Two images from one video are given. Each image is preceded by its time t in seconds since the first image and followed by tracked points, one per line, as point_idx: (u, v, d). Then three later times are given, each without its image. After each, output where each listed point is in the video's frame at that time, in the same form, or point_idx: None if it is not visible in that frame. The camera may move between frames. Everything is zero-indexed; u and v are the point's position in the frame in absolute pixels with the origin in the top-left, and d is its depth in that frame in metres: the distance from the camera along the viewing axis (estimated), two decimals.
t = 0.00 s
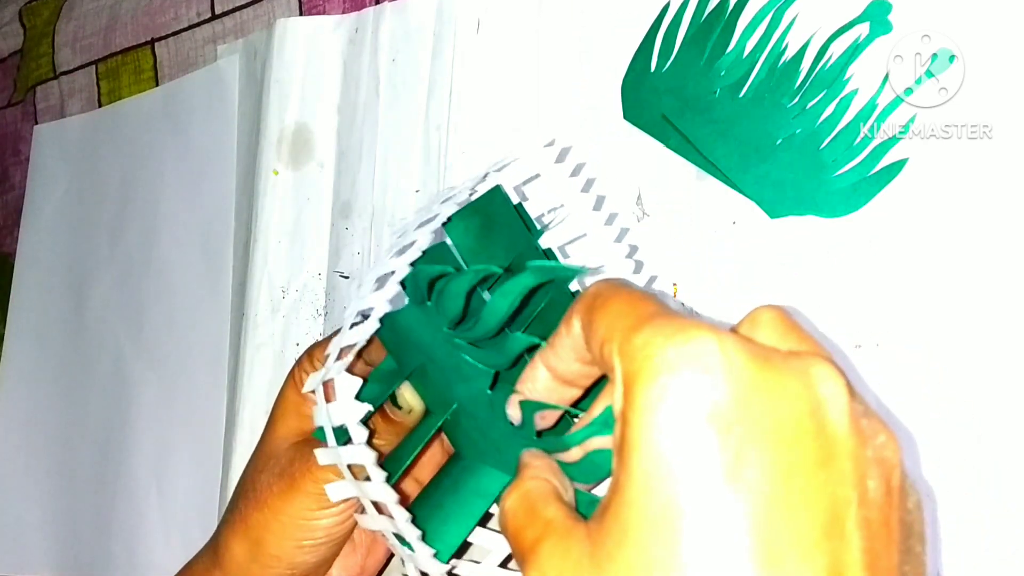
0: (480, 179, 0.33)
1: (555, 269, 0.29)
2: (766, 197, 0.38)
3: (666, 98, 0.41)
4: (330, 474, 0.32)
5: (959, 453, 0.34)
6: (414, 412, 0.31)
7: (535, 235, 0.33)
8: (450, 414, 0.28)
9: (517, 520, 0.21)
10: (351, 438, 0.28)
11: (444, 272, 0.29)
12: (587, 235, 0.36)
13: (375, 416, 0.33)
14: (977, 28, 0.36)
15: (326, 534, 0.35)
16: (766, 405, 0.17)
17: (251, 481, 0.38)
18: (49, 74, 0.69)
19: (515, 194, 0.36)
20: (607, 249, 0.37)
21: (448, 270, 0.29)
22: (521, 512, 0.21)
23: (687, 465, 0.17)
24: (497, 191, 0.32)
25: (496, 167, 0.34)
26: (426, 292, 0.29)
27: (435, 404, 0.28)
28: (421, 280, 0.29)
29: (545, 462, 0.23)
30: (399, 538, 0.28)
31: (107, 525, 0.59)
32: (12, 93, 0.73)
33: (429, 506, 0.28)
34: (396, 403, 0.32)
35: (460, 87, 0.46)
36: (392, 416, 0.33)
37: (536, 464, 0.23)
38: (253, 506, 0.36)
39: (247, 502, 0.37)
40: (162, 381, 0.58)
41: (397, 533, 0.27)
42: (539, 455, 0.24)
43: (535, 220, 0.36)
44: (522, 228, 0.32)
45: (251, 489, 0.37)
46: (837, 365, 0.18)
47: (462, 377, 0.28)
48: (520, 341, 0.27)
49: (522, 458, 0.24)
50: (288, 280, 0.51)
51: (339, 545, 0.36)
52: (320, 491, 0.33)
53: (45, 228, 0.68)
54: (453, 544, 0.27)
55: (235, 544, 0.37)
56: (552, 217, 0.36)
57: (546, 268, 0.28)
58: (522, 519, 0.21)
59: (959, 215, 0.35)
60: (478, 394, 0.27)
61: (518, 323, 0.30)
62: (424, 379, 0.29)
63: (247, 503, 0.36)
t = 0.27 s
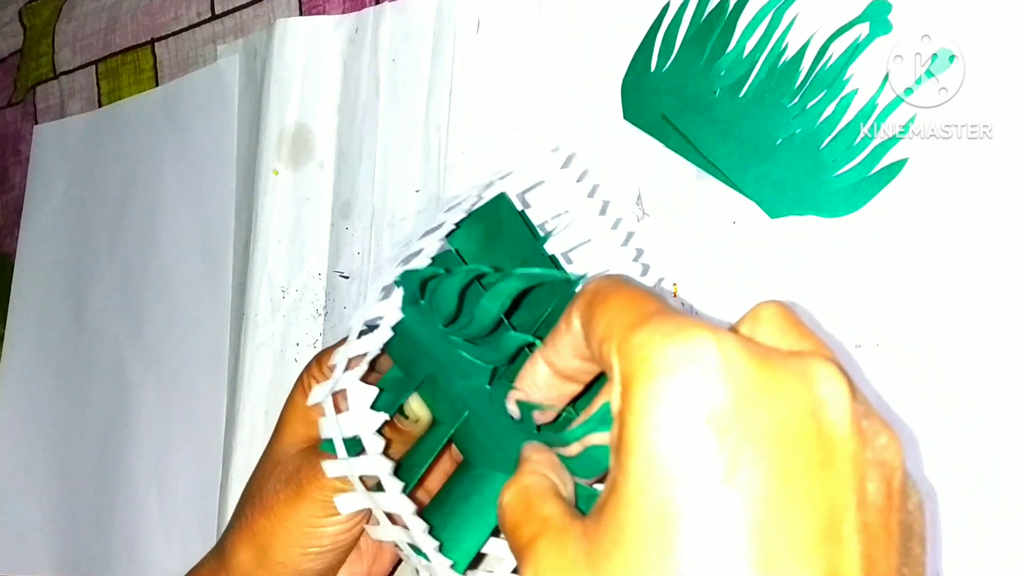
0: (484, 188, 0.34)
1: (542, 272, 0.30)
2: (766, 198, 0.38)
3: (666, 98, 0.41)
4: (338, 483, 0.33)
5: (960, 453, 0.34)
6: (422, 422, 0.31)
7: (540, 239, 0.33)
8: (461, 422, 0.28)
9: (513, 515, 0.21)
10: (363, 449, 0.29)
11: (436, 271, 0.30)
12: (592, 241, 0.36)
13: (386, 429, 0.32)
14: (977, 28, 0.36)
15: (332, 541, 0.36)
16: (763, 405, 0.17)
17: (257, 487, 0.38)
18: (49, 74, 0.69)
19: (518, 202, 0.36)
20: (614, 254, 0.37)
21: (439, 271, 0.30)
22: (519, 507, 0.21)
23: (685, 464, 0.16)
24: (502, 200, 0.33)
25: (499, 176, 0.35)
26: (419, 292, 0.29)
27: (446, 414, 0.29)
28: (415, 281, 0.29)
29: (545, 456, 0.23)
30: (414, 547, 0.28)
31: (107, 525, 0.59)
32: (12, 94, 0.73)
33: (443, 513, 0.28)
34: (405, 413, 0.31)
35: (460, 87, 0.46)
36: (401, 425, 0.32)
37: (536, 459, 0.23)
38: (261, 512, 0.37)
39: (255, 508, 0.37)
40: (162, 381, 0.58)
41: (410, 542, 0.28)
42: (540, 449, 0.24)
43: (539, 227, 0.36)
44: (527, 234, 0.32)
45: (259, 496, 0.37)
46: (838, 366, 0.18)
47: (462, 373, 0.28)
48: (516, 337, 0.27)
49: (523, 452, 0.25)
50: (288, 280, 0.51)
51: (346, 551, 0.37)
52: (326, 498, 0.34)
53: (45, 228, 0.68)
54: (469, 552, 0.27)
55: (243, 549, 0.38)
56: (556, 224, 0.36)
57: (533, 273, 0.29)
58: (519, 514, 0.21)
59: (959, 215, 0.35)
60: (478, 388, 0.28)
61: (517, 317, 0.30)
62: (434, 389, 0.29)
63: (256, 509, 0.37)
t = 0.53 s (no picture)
0: (482, 190, 0.34)
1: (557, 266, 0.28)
2: (766, 198, 0.38)
3: (666, 98, 0.41)
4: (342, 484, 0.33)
5: (960, 453, 0.34)
6: (425, 423, 0.31)
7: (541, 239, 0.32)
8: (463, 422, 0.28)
9: (518, 519, 0.21)
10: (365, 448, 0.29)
11: (444, 273, 0.29)
12: (593, 240, 0.36)
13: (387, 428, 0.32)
14: (977, 28, 0.36)
15: (336, 544, 0.36)
16: (763, 408, 0.17)
17: (262, 491, 0.39)
18: (49, 74, 0.69)
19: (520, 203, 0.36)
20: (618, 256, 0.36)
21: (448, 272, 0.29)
22: (524, 511, 0.21)
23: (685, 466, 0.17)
24: (502, 199, 0.32)
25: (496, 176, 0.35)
26: (426, 295, 0.29)
27: (447, 414, 0.29)
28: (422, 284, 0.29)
29: (551, 460, 0.23)
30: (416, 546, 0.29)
31: (107, 525, 0.59)
32: (12, 94, 0.73)
33: (447, 514, 0.28)
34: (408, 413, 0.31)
35: (460, 87, 0.46)
36: (403, 426, 0.32)
37: (542, 463, 0.23)
38: (266, 516, 0.37)
39: (260, 512, 0.38)
40: (162, 381, 0.58)
41: (414, 541, 0.28)
42: (545, 453, 0.24)
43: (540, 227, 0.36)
44: (528, 234, 0.32)
45: (264, 499, 0.38)
46: (842, 370, 0.18)
47: (467, 378, 0.28)
48: (524, 339, 0.27)
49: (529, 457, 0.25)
50: (288, 280, 0.51)
51: (350, 557, 0.38)
52: (330, 501, 0.34)
53: (45, 228, 0.68)
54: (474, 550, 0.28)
55: (248, 553, 0.39)
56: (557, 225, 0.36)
57: (548, 263, 0.28)
58: (524, 518, 0.21)
59: (959, 216, 0.35)
60: (485, 394, 0.28)
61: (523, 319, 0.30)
62: (436, 387, 0.29)
63: (261, 512, 0.38)
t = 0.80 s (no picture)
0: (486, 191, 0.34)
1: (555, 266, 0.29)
2: (766, 198, 0.38)
3: (666, 98, 0.41)
4: (343, 485, 0.33)
5: (960, 453, 0.34)
6: (427, 424, 0.31)
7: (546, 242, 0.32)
8: (463, 425, 0.28)
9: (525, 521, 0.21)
10: (365, 448, 0.28)
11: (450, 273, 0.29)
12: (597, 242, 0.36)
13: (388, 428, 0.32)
14: (978, 28, 0.36)
15: (338, 546, 0.36)
16: (761, 406, 0.17)
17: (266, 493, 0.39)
18: (49, 74, 0.69)
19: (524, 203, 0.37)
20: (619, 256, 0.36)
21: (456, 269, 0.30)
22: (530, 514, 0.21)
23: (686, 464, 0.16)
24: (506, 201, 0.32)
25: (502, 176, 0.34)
26: (433, 298, 0.29)
27: (447, 414, 0.29)
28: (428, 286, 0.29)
29: (554, 464, 0.23)
30: (417, 548, 0.28)
31: (107, 525, 0.59)
32: (12, 94, 0.73)
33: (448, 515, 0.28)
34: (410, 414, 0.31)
35: (460, 87, 0.46)
36: (405, 427, 0.32)
37: (546, 467, 0.23)
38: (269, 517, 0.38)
39: (263, 513, 0.38)
40: (162, 381, 0.58)
41: (414, 544, 0.28)
42: (548, 458, 0.24)
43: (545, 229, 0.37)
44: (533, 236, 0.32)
45: (267, 501, 0.38)
46: (839, 370, 0.18)
47: (468, 387, 0.28)
48: (528, 338, 0.28)
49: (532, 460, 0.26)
50: (288, 280, 0.51)
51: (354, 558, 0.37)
52: (332, 503, 0.34)
53: (45, 228, 0.68)
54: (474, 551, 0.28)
55: (252, 555, 0.39)
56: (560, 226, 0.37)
57: (551, 261, 0.29)
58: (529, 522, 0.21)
59: (959, 215, 0.35)
60: (486, 401, 0.28)
61: (525, 320, 0.31)
62: (436, 390, 0.29)
63: (264, 514, 0.38)
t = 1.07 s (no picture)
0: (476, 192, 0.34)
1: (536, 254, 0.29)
2: (766, 198, 0.38)
3: (666, 98, 0.41)
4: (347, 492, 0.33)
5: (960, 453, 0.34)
6: (425, 426, 0.32)
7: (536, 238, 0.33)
8: (461, 426, 0.29)
9: (531, 520, 0.24)
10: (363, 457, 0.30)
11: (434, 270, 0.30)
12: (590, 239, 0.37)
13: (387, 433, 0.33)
14: (978, 28, 0.36)
15: (336, 548, 0.36)
16: (793, 408, 0.20)
17: (265, 496, 0.39)
18: (49, 74, 0.69)
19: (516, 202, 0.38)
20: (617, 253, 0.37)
21: (437, 267, 0.30)
22: (536, 512, 0.24)
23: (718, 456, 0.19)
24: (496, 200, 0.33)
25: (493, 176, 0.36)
26: (419, 301, 0.30)
27: (445, 417, 0.30)
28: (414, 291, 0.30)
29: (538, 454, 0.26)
30: (420, 553, 0.29)
31: (108, 525, 0.60)
32: (13, 93, 0.73)
33: (449, 520, 0.29)
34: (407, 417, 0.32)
35: (460, 87, 0.46)
36: (404, 430, 0.33)
37: (533, 459, 0.26)
38: (269, 518, 0.38)
39: (264, 516, 0.38)
40: (162, 381, 0.58)
41: (418, 549, 0.29)
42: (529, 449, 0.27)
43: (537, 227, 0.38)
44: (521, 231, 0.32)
45: (266, 502, 0.39)
46: (872, 386, 0.22)
47: (462, 389, 0.30)
48: (515, 331, 0.29)
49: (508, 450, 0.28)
50: (288, 280, 0.51)
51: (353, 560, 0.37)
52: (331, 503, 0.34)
53: (45, 228, 0.68)
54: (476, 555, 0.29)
55: (253, 557, 0.39)
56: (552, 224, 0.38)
57: (528, 247, 0.29)
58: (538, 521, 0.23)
59: (959, 215, 0.35)
60: (481, 401, 0.29)
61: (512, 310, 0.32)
62: (434, 392, 0.30)
63: (263, 515, 0.39)
